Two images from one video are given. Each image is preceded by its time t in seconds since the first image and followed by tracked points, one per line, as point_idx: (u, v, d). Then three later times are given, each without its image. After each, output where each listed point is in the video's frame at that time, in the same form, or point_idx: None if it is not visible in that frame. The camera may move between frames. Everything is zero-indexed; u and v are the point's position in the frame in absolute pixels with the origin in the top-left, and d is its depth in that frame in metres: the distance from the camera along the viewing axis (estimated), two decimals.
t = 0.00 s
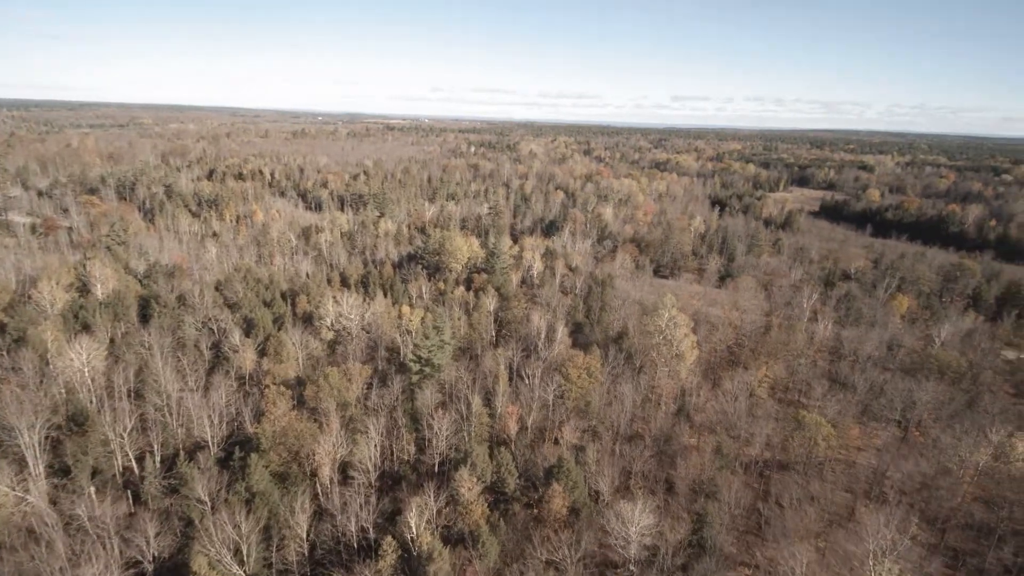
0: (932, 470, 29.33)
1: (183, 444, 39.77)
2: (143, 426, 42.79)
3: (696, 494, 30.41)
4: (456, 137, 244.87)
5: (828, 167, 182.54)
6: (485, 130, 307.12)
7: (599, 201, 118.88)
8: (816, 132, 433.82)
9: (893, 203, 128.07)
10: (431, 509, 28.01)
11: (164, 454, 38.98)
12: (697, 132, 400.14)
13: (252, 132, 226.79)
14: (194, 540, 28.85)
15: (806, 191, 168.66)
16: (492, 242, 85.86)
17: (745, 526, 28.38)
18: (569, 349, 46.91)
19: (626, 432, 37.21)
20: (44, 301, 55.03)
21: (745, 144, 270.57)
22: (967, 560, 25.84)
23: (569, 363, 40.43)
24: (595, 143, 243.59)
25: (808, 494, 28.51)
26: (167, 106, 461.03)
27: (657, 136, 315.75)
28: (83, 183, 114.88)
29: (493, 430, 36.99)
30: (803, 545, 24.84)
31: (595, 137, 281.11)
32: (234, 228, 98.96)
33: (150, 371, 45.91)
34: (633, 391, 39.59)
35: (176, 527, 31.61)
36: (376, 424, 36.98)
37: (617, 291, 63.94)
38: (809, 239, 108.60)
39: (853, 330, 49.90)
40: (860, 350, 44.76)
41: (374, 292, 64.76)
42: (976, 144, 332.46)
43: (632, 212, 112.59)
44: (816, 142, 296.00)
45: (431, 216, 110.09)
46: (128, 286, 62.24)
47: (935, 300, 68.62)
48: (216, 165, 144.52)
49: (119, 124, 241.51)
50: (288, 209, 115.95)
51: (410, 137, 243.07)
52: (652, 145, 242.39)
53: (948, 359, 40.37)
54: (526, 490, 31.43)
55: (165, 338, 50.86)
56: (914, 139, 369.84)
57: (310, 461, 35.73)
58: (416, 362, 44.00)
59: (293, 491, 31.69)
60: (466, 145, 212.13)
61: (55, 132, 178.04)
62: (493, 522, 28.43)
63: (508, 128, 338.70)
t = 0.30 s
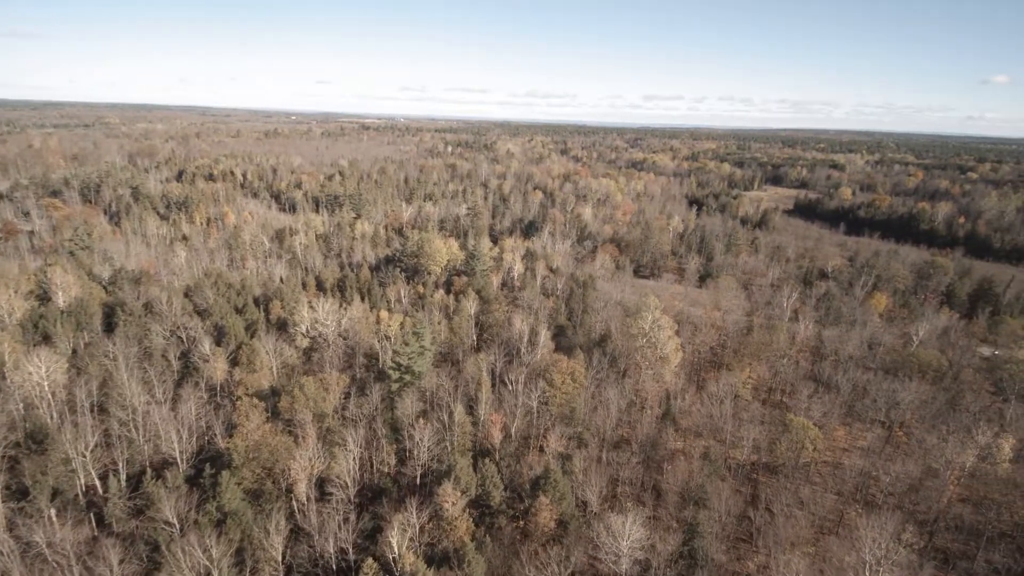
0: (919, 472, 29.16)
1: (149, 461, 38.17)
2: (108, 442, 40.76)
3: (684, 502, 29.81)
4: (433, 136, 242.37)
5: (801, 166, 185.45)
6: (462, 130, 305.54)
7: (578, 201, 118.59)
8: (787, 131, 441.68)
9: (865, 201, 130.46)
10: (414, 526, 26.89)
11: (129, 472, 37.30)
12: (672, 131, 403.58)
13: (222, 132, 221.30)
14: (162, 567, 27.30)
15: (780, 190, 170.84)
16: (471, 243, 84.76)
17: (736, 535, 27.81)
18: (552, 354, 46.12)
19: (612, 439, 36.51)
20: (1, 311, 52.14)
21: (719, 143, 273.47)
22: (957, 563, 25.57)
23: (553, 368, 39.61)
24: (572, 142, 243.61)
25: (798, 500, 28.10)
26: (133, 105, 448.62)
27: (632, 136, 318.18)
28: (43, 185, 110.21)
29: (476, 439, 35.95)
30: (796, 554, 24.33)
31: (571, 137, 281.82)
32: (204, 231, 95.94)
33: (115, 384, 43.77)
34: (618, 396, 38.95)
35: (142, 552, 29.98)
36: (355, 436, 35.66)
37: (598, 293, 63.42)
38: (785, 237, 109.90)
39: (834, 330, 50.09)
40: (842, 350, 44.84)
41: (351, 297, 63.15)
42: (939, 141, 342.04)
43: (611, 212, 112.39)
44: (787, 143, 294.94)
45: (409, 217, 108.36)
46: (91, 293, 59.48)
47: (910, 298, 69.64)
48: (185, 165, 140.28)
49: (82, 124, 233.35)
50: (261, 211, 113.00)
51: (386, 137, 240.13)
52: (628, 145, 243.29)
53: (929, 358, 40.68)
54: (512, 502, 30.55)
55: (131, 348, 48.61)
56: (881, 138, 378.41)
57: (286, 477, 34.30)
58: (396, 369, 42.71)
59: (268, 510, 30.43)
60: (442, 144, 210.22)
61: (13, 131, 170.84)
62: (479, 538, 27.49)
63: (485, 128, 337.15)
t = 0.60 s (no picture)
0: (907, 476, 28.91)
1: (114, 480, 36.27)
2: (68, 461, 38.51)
3: (673, 511, 29.16)
4: (408, 136, 239.57)
5: (774, 165, 188.15)
6: (438, 129, 303.28)
7: (556, 202, 118.10)
8: (758, 130, 449.88)
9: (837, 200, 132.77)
10: (395, 547, 25.71)
11: (92, 493, 35.32)
12: (647, 131, 407.01)
13: (191, 132, 215.44)
14: None
15: (754, 189, 172.97)
16: (449, 245, 83.49)
17: (726, 544, 27.22)
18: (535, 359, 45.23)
19: (598, 446, 35.79)
20: None
21: (693, 142, 276.34)
22: (947, 567, 25.22)
23: (537, 374, 38.68)
24: (548, 141, 243.44)
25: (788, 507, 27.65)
26: (97, 104, 434.56)
27: (608, 136, 319.27)
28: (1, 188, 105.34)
29: (459, 450, 34.87)
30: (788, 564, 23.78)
31: (547, 137, 281.87)
32: (172, 234, 92.70)
33: (76, 398, 41.48)
34: (603, 402, 38.30)
35: None
36: (332, 449, 34.32)
37: (579, 295, 62.79)
38: (761, 236, 111.06)
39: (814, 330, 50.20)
40: (824, 350, 44.87)
41: (327, 302, 61.43)
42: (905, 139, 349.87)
43: (589, 212, 112.14)
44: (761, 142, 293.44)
45: (385, 219, 106.51)
46: (51, 302, 56.58)
47: (885, 296, 70.67)
48: (152, 167, 135.79)
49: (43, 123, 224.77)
50: (233, 213, 109.86)
51: (360, 137, 236.84)
52: (605, 144, 243.97)
53: (910, 358, 40.90)
54: (497, 516, 29.66)
55: (93, 360, 46.19)
56: (847, 136, 387.67)
57: (259, 494, 32.80)
58: (374, 378, 41.39)
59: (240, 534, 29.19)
60: (418, 144, 208.05)
61: None
62: (463, 557, 26.53)
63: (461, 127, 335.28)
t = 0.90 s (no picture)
0: (892, 478, 28.83)
1: (73, 502, 34.12)
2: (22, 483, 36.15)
3: (661, 520, 28.57)
4: (381, 136, 236.42)
5: (745, 164, 190.70)
6: (412, 129, 300.48)
7: (532, 202, 117.41)
8: (728, 129, 457.00)
9: (808, 198, 134.98)
10: (375, 569, 24.47)
11: (48, 517, 33.15)
12: (620, 131, 409.96)
13: (155, 132, 208.79)
14: None
15: (727, 188, 175.14)
16: (425, 246, 82.09)
17: (716, 554, 26.69)
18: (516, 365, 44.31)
19: (582, 454, 35.05)
20: None
21: (665, 142, 279.04)
22: (935, 570, 25.10)
23: (518, 380, 37.81)
24: (523, 141, 242.95)
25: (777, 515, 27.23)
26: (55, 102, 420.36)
27: (581, 135, 320.63)
28: None
29: (440, 462, 33.75)
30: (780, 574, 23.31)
31: (521, 137, 281.85)
32: (136, 238, 89.18)
33: (31, 415, 39.07)
34: (586, 408, 37.61)
35: None
36: (306, 464, 32.87)
37: (559, 297, 62.12)
38: (736, 235, 112.15)
39: (793, 329, 50.42)
40: (804, 350, 44.98)
41: (300, 308, 59.58)
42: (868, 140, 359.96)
43: (566, 212, 111.72)
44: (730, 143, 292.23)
45: (359, 221, 104.44)
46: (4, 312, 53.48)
47: (858, 294, 71.76)
48: (114, 168, 130.88)
49: None
50: (200, 216, 106.43)
51: (332, 137, 232.84)
52: (579, 144, 244.49)
53: (889, 357, 41.22)
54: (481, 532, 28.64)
55: (50, 373, 43.65)
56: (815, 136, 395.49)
57: (230, 515, 31.17)
58: (350, 388, 40.00)
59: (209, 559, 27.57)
60: (391, 144, 205.43)
61: None
62: None
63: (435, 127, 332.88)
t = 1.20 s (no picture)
0: (878, 481, 28.71)
1: (28, 529, 31.98)
2: None
3: (649, 531, 27.93)
4: (353, 135, 232.56)
5: (718, 163, 192.92)
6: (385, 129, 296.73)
7: (509, 202, 116.47)
8: (700, 129, 462.38)
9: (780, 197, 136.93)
10: None
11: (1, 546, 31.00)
12: (593, 131, 411.80)
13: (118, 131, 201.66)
14: None
15: (701, 187, 176.76)
16: (400, 249, 80.47)
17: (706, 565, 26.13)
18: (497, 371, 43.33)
19: (567, 463, 34.27)
20: None
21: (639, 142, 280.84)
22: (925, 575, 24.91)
23: (499, 388, 36.84)
24: (497, 140, 241.69)
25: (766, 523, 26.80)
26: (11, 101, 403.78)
27: (556, 134, 320.86)
28: None
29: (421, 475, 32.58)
30: None
31: (495, 136, 280.43)
32: (98, 243, 85.46)
33: None
34: (570, 414, 36.83)
35: None
36: (280, 481, 31.37)
37: (539, 299, 61.28)
38: (711, 234, 112.98)
39: (773, 329, 50.49)
40: (784, 351, 45.01)
41: (271, 315, 57.59)
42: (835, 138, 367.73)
43: (543, 212, 110.98)
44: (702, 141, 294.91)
45: (332, 223, 102.08)
46: None
47: (833, 292, 72.58)
48: (73, 169, 125.61)
49: None
50: (166, 218, 102.73)
51: (303, 136, 228.23)
52: (553, 144, 244.42)
53: (869, 356, 41.41)
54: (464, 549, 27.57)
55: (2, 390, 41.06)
56: (785, 135, 401.95)
57: (197, 538, 29.57)
58: (325, 399, 38.50)
59: None
60: (364, 143, 202.22)
61: None
62: None
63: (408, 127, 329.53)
